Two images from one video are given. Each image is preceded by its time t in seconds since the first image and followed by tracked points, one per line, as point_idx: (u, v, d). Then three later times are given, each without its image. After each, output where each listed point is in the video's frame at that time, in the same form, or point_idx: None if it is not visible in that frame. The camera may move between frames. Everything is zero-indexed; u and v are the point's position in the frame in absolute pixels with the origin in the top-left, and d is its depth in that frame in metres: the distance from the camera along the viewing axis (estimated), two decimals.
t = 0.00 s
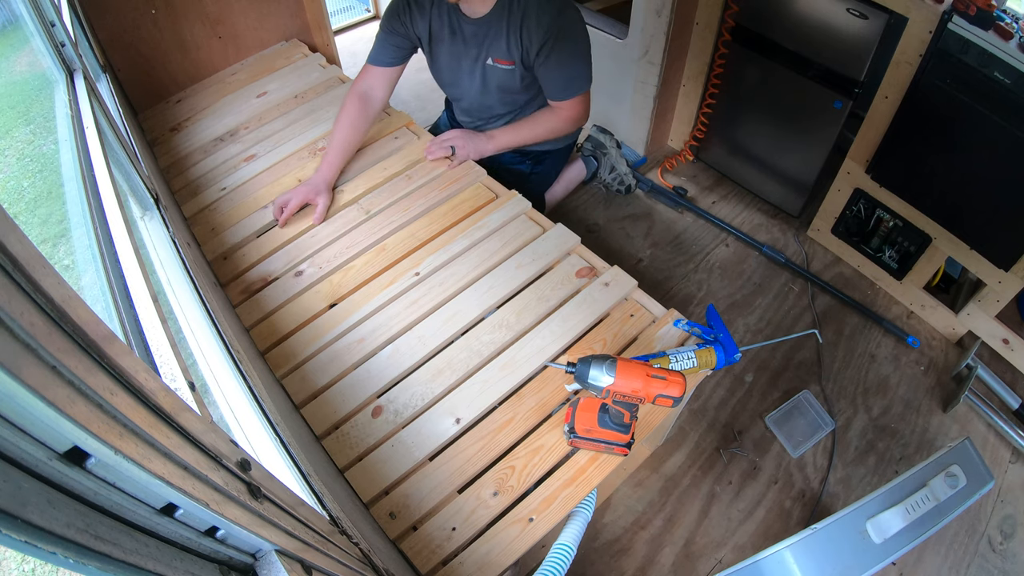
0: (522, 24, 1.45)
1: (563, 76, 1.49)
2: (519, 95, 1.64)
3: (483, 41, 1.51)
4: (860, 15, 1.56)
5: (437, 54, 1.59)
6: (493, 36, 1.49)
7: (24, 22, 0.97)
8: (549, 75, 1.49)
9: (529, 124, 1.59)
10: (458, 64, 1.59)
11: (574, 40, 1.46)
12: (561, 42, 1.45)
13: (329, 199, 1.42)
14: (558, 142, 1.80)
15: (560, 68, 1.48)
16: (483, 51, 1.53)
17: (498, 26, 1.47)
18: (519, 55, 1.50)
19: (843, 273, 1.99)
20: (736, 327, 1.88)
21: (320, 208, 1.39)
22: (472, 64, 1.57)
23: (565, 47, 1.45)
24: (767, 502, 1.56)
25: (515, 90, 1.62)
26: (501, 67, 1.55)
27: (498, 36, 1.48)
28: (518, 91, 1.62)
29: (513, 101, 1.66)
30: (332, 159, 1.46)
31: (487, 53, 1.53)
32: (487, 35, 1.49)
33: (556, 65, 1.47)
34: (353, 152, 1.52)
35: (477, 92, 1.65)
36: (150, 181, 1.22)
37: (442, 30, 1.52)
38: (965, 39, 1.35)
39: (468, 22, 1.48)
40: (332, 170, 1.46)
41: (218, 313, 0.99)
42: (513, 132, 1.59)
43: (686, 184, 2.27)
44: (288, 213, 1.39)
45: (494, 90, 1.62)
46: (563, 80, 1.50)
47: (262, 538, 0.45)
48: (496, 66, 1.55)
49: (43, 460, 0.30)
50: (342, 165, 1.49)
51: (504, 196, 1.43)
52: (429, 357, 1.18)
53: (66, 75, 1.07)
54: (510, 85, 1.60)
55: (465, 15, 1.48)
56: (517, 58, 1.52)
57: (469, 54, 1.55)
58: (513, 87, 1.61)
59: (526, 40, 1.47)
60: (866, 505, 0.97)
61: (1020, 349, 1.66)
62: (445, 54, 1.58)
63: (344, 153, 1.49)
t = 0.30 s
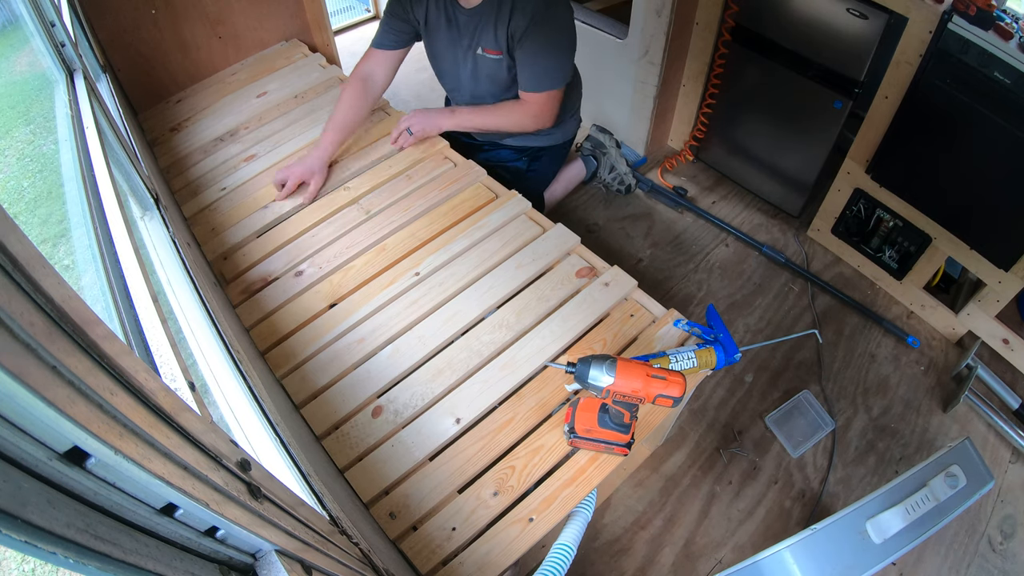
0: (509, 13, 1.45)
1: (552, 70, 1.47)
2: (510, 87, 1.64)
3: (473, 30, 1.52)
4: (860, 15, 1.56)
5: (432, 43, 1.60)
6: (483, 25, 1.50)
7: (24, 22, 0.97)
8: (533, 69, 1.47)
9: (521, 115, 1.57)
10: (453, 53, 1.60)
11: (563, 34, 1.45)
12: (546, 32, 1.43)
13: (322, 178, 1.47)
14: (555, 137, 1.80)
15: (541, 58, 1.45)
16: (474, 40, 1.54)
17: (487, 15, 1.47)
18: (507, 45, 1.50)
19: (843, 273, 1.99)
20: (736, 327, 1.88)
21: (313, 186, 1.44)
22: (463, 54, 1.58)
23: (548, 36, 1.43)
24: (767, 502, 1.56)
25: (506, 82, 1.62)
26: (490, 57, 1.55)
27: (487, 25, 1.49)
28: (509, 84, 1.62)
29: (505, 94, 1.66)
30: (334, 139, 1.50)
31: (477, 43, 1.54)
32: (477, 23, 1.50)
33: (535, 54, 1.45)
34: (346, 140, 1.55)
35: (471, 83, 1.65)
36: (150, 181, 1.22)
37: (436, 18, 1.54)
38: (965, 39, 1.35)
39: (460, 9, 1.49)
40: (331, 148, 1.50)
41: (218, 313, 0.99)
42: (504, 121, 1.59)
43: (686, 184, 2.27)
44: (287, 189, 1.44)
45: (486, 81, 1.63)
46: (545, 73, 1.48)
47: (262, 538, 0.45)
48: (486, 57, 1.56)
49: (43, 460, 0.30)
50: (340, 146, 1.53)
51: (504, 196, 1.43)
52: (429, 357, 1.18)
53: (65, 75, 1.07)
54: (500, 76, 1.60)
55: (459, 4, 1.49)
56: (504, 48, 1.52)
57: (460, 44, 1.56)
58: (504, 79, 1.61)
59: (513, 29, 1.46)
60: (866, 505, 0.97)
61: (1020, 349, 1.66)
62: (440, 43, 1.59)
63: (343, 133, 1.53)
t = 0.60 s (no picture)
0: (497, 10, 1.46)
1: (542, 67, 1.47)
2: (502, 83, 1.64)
3: (464, 27, 1.53)
4: (860, 15, 1.56)
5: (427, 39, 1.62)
6: (472, 22, 1.50)
7: (24, 22, 0.97)
8: (523, 64, 1.46)
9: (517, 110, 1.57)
10: (446, 49, 1.61)
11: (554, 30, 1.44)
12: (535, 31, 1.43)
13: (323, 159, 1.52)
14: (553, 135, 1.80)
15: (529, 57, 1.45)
16: (464, 38, 1.54)
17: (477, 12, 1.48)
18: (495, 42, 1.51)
19: (843, 273, 1.99)
20: (736, 327, 1.88)
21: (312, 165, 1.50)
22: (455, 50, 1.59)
23: (533, 34, 1.43)
24: (767, 502, 1.56)
25: (497, 79, 1.62)
26: (480, 54, 1.56)
27: (477, 22, 1.50)
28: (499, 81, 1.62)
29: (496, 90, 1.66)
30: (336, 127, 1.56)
31: (468, 40, 1.55)
32: (467, 20, 1.51)
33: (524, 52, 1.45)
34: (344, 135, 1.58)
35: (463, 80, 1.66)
36: (150, 181, 1.22)
37: (430, 14, 1.55)
38: (965, 39, 1.35)
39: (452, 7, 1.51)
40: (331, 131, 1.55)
41: (218, 313, 0.99)
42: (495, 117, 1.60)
43: (686, 184, 2.27)
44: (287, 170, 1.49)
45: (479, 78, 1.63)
46: (535, 72, 1.48)
47: (262, 538, 0.45)
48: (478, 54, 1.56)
49: (43, 460, 0.30)
50: (340, 131, 1.58)
51: (504, 196, 1.43)
52: (429, 357, 1.18)
53: (65, 75, 1.07)
54: (491, 72, 1.60)
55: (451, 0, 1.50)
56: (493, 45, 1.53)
57: (452, 40, 1.57)
58: (495, 75, 1.61)
59: (501, 26, 1.47)
60: (867, 505, 0.98)
61: (1020, 349, 1.66)
62: (433, 39, 1.60)
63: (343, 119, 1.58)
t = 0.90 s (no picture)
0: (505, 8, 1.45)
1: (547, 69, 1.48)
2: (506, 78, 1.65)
3: (471, 19, 1.53)
4: (860, 15, 1.56)
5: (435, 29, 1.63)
6: (479, 16, 1.51)
7: (24, 22, 0.97)
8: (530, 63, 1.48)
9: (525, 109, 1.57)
10: (452, 40, 1.61)
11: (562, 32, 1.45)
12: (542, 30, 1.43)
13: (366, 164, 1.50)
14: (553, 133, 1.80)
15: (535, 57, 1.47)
16: (470, 30, 1.55)
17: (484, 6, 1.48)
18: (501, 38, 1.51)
19: (843, 273, 1.99)
20: (736, 327, 1.88)
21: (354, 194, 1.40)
22: (460, 42, 1.60)
23: (541, 34, 1.44)
24: (767, 502, 1.56)
25: (501, 74, 1.63)
26: (485, 48, 1.57)
27: (484, 18, 1.50)
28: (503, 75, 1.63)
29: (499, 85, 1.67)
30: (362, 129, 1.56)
31: (474, 33, 1.55)
32: (474, 14, 1.51)
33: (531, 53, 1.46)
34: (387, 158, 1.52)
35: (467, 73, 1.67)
36: (150, 181, 1.22)
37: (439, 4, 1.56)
38: (965, 39, 1.35)
39: None
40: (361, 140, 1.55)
41: (218, 313, 1.00)
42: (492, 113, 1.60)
43: (686, 184, 2.27)
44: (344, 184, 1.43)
45: (483, 71, 1.64)
46: (541, 72, 1.49)
47: (262, 538, 0.45)
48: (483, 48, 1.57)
49: (43, 460, 0.30)
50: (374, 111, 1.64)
51: (504, 196, 1.43)
52: (429, 357, 1.18)
53: (65, 75, 1.07)
54: (494, 65, 1.61)
55: None
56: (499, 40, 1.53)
57: (458, 32, 1.57)
58: (499, 69, 1.62)
59: (507, 22, 1.47)
60: (866, 505, 0.98)
61: (1020, 349, 1.66)
62: (441, 28, 1.61)
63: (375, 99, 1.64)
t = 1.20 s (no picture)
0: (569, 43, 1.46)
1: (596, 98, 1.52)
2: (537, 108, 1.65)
3: (523, 50, 1.51)
4: (860, 15, 1.56)
5: (463, 47, 1.59)
6: (534, 50, 1.50)
7: (24, 22, 0.97)
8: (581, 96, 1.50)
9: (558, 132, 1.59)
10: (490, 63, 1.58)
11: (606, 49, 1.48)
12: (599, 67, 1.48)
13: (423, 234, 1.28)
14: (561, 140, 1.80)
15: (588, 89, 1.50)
16: (519, 59, 1.53)
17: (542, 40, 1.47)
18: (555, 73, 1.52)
19: (842, 273, 1.99)
20: (736, 327, 1.88)
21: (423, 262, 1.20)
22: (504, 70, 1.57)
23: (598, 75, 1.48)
24: (767, 502, 1.56)
25: (537, 102, 1.63)
26: (535, 80, 1.56)
27: (541, 52, 1.49)
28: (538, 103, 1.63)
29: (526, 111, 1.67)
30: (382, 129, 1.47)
31: (524, 64, 1.54)
32: (524, 43, 1.50)
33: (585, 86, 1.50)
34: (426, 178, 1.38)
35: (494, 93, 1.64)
36: (150, 181, 1.22)
37: (479, 26, 1.52)
38: (965, 39, 1.35)
39: (509, 27, 1.49)
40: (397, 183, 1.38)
41: (218, 313, 1.00)
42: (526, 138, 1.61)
43: (686, 184, 2.27)
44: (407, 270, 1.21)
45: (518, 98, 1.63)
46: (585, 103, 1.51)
47: (262, 538, 0.45)
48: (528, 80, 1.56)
49: (43, 460, 0.30)
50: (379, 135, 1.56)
51: (504, 196, 1.43)
52: (429, 357, 1.17)
53: (65, 75, 1.07)
54: (529, 93, 1.61)
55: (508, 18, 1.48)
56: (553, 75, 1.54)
57: (503, 59, 1.55)
58: (532, 98, 1.62)
59: (568, 59, 1.48)
60: (866, 505, 0.98)
61: (1020, 349, 1.66)
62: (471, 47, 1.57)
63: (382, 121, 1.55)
